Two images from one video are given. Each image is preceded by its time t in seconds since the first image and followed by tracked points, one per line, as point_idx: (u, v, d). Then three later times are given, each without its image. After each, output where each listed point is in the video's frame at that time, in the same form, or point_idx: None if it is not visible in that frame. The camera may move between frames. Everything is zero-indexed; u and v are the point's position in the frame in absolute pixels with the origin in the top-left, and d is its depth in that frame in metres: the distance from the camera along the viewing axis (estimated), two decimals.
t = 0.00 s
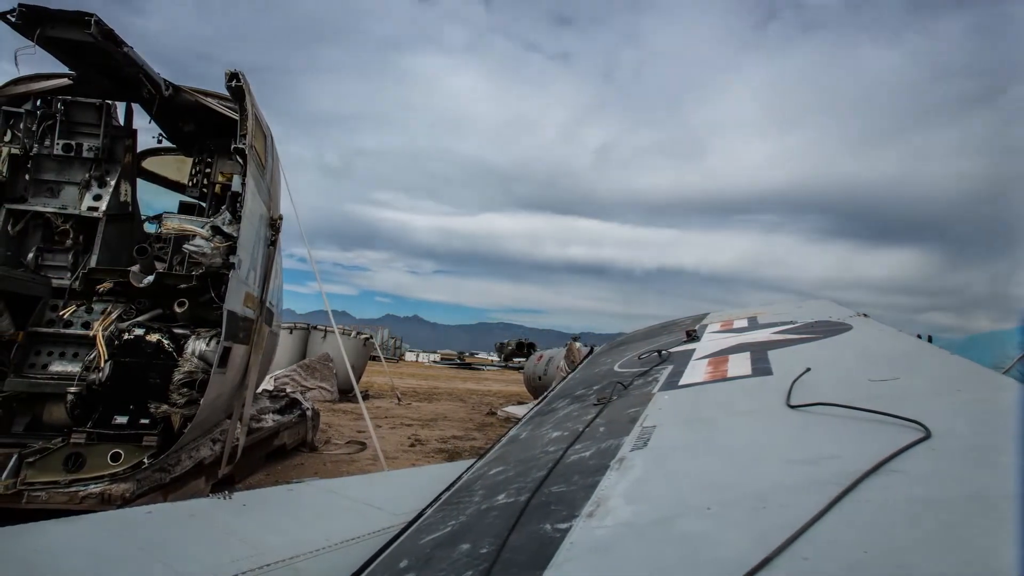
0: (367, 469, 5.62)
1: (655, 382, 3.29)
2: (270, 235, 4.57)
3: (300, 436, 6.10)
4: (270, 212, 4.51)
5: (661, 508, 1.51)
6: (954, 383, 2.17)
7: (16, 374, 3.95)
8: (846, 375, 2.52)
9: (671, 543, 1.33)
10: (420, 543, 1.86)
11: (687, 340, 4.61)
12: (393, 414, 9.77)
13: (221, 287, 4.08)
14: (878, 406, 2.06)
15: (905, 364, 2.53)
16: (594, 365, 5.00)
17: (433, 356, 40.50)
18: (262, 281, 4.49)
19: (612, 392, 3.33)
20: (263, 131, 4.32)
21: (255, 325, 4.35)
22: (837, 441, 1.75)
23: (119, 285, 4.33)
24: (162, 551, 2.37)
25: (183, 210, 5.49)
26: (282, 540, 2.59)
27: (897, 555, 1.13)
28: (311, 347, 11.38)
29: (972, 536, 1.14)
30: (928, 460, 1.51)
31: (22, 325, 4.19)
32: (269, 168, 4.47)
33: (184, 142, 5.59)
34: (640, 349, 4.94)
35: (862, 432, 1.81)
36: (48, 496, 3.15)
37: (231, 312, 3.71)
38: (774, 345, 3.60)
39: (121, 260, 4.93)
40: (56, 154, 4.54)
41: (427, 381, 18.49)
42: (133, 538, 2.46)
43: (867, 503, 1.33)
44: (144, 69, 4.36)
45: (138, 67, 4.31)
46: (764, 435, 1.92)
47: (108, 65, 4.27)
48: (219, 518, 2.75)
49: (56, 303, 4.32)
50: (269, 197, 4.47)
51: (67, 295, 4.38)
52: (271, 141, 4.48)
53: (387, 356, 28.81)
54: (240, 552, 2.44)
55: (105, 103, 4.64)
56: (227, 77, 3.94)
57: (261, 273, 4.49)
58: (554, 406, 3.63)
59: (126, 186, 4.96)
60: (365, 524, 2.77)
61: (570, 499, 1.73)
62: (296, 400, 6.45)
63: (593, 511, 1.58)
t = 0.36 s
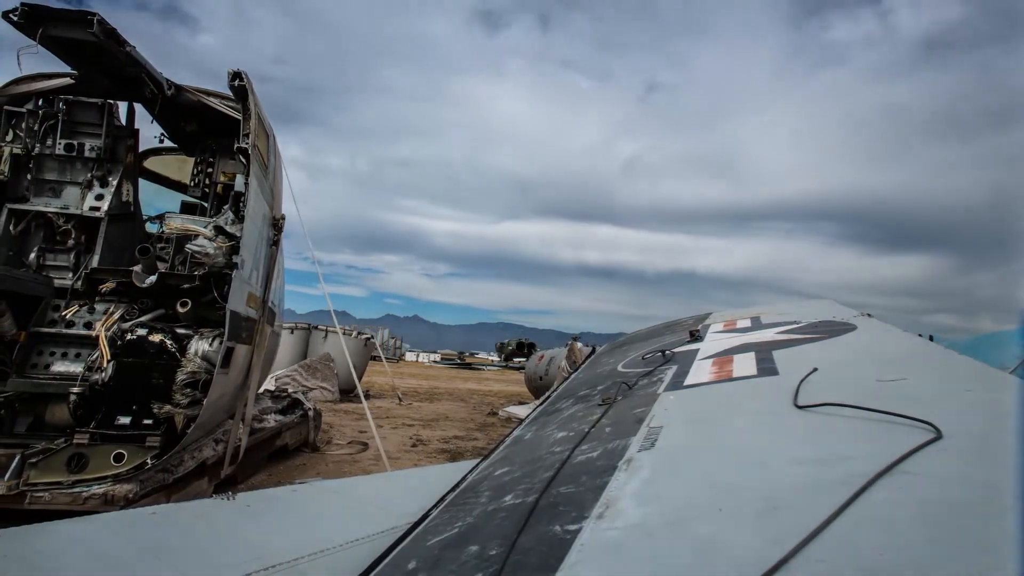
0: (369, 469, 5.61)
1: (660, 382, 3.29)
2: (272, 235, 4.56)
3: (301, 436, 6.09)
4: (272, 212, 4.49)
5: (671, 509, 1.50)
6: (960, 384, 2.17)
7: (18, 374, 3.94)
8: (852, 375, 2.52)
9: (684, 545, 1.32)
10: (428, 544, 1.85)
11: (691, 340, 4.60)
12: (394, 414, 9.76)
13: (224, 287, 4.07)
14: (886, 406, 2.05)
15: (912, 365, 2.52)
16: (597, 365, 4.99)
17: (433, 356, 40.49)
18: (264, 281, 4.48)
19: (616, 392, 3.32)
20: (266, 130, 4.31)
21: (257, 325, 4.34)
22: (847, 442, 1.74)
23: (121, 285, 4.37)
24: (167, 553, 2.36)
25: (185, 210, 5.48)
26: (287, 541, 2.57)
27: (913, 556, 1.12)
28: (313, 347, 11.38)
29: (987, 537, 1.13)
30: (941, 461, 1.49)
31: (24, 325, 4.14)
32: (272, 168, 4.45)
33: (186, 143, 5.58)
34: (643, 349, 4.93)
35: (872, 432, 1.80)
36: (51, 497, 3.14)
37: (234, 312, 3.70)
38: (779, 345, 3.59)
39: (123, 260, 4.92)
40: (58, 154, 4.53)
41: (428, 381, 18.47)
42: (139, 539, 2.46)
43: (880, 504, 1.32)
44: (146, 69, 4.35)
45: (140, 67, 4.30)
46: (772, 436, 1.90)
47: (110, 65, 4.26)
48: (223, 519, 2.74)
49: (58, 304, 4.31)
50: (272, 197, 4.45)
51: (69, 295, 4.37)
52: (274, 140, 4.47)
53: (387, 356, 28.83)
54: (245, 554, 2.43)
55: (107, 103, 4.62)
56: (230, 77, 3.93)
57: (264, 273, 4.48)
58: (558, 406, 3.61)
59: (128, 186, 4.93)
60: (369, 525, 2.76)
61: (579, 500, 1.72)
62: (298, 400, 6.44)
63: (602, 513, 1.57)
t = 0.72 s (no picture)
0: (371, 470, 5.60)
1: (664, 382, 3.28)
2: (275, 235, 4.54)
3: (303, 436, 6.08)
4: (274, 211, 4.48)
5: (682, 511, 1.49)
6: (969, 385, 2.16)
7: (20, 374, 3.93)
8: (859, 376, 2.51)
9: (696, 547, 1.31)
10: (435, 545, 1.83)
11: (694, 340, 4.59)
12: (395, 414, 9.75)
13: (226, 287, 4.06)
14: (895, 407, 2.04)
15: (920, 364, 2.51)
16: (600, 365, 4.98)
17: (433, 356, 40.51)
18: (267, 281, 4.46)
19: (621, 392, 3.31)
20: (268, 130, 4.29)
21: (260, 325, 4.33)
22: (858, 443, 1.73)
23: (124, 285, 4.32)
24: (173, 555, 2.34)
25: (187, 210, 5.47)
26: (292, 542, 2.56)
27: (930, 558, 1.11)
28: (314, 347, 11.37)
29: (1008, 539, 1.11)
30: (955, 463, 1.48)
31: (26, 325, 4.15)
32: (274, 168, 4.44)
33: (188, 143, 5.56)
34: (647, 349, 4.92)
35: (883, 434, 1.79)
36: (53, 498, 3.13)
37: (237, 312, 3.69)
38: (784, 345, 3.58)
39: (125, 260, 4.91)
40: (60, 154, 4.51)
41: (428, 381, 18.46)
42: (143, 540, 2.44)
43: (894, 506, 1.31)
44: (148, 68, 4.35)
45: (142, 66, 4.29)
46: (782, 437, 1.89)
47: (112, 65, 4.25)
48: (228, 520, 2.73)
49: (60, 304, 4.30)
50: (274, 196, 4.44)
51: (71, 295, 4.35)
52: (276, 139, 4.45)
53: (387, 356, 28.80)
54: (249, 555, 2.41)
55: (109, 103, 4.61)
56: (233, 76, 3.92)
57: (266, 273, 4.47)
58: (562, 406, 3.61)
59: (130, 186, 4.92)
60: (374, 526, 2.75)
61: (588, 501, 1.71)
62: (300, 400, 6.43)
63: (612, 514, 1.56)
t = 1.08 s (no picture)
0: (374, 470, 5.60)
1: (669, 382, 3.27)
2: (277, 235, 4.53)
3: (305, 437, 6.07)
4: (277, 211, 4.46)
5: (692, 512, 1.48)
6: (974, 385, 2.16)
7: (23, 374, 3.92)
8: (865, 376, 2.50)
9: (707, 548, 1.30)
10: (442, 547, 1.83)
11: (697, 340, 4.58)
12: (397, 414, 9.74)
13: (229, 287, 4.05)
14: (903, 407, 2.03)
15: (926, 365, 2.51)
16: (603, 365, 4.98)
17: (433, 356, 40.49)
18: (269, 282, 4.45)
19: (626, 392, 3.30)
20: (271, 129, 4.28)
21: (262, 326, 4.32)
22: (867, 443, 1.72)
23: (127, 285, 4.31)
24: (177, 556, 2.34)
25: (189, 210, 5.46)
26: (296, 543, 2.55)
27: (947, 559, 1.10)
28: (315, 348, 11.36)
29: None
30: (967, 463, 1.47)
31: (29, 325, 4.16)
32: (277, 168, 4.42)
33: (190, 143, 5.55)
34: (650, 349, 4.92)
35: (893, 434, 1.78)
36: (57, 499, 3.12)
37: (240, 312, 3.68)
38: (788, 346, 3.57)
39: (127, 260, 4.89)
40: (62, 154, 4.50)
41: (429, 381, 18.45)
42: (147, 542, 2.43)
43: (909, 507, 1.30)
44: (151, 68, 4.34)
45: (144, 66, 4.28)
46: (791, 438, 1.88)
47: (114, 64, 4.24)
48: (232, 521, 2.71)
49: (62, 304, 4.29)
50: (277, 196, 4.42)
51: (73, 295, 4.33)
52: (279, 139, 4.44)
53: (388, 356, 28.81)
54: (253, 556, 2.40)
55: (111, 103, 4.60)
56: (236, 75, 3.90)
57: (269, 273, 4.45)
58: (566, 407, 3.60)
59: (131, 186, 4.91)
60: (378, 527, 2.74)
61: (596, 502, 1.70)
62: (302, 401, 6.42)
63: (621, 515, 1.55)
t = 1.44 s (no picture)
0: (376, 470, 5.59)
1: (674, 382, 3.27)
2: (280, 235, 4.52)
3: (307, 437, 6.07)
4: (279, 211, 4.45)
5: (702, 513, 1.47)
6: (984, 385, 2.14)
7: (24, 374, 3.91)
8: (873, 375, 2.49)
9: (720, 549, 1.30)
10: (450, 548, 1.81)
11: (700, 340, 4.57)
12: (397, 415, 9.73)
13: (232, 287, 4.04)
14: (911, 407, 2.02)
15: (933, 365, 2.49)
16: (606, 365, 4.97)
17: (434, 356, 40.47)
18: (272, 282, 4.44)
19: (630, 393, 3.29)
20: (274, 129, 4.27)
21: (265, 326, 4.31)
22: (876, 444, 1.71)
23: (129, 285, 4.30)
24: (182, 557, 2.33)
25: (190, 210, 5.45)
26: (301, 544, 2.54)
27: (963, 560, 1.09)
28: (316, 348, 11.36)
29: None
30: (979, 465, 1.45)
31: (31, 325, 4.15)
32: (279, 168, 4.41)
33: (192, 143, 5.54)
34: (653, 349, 4.91)
35: (904, 435, 1.76)
36: (60, 499, 3.11)
37: (243, 312, 3.68)
38: (792, 345, 3.56)
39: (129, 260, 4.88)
40: (64, 154, 4.49)
41: (430, 381, 18.43)
42: (151, 542, 2.42)
43: (921, 509, 1.29)
44: (153, 67, 4.33)
45: (147, 65, 4.27)
46: (800, 438, 1.87)
47: (117, 64, 4.23)
48: (235, 522, 2.70)
49: (64, 304, 4.27)
50: (279, 196, 4.41)
51: (75, 295, 4.32)
52: (282, 139, 4.43)
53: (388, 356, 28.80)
54: (259, 557, 2.39)
55: (113, 102, 4.59)
56: (238, 75, 3.88)
57: (271, 273, 4.45)
58: (570, 407, 3.59)
59: (133, 186, 4.90)
60: (383, 527, 2.73)
61: (606, 504, 1.69)
62: (304, 401, 6.42)
63: (631, 516, 1.54)
